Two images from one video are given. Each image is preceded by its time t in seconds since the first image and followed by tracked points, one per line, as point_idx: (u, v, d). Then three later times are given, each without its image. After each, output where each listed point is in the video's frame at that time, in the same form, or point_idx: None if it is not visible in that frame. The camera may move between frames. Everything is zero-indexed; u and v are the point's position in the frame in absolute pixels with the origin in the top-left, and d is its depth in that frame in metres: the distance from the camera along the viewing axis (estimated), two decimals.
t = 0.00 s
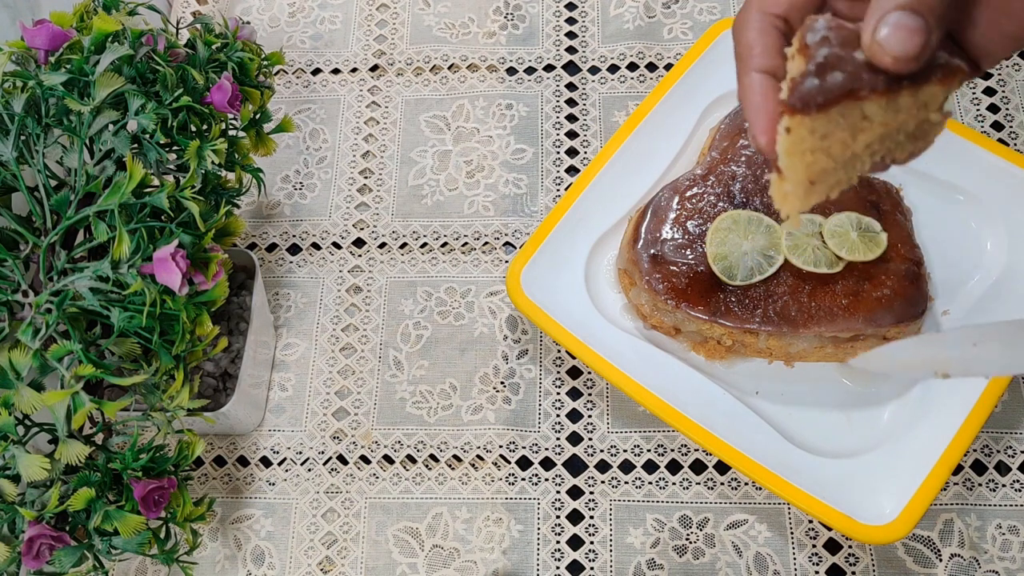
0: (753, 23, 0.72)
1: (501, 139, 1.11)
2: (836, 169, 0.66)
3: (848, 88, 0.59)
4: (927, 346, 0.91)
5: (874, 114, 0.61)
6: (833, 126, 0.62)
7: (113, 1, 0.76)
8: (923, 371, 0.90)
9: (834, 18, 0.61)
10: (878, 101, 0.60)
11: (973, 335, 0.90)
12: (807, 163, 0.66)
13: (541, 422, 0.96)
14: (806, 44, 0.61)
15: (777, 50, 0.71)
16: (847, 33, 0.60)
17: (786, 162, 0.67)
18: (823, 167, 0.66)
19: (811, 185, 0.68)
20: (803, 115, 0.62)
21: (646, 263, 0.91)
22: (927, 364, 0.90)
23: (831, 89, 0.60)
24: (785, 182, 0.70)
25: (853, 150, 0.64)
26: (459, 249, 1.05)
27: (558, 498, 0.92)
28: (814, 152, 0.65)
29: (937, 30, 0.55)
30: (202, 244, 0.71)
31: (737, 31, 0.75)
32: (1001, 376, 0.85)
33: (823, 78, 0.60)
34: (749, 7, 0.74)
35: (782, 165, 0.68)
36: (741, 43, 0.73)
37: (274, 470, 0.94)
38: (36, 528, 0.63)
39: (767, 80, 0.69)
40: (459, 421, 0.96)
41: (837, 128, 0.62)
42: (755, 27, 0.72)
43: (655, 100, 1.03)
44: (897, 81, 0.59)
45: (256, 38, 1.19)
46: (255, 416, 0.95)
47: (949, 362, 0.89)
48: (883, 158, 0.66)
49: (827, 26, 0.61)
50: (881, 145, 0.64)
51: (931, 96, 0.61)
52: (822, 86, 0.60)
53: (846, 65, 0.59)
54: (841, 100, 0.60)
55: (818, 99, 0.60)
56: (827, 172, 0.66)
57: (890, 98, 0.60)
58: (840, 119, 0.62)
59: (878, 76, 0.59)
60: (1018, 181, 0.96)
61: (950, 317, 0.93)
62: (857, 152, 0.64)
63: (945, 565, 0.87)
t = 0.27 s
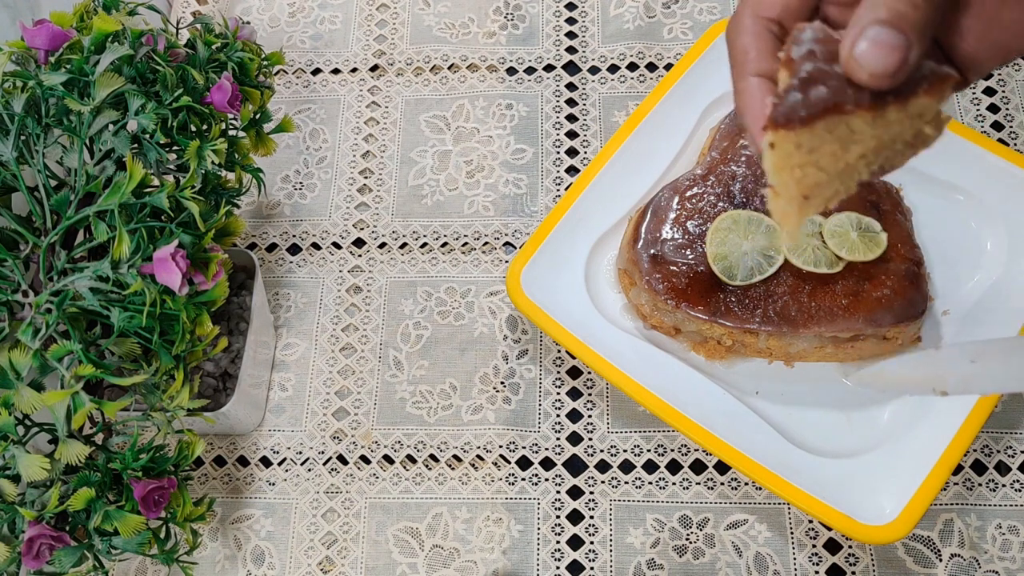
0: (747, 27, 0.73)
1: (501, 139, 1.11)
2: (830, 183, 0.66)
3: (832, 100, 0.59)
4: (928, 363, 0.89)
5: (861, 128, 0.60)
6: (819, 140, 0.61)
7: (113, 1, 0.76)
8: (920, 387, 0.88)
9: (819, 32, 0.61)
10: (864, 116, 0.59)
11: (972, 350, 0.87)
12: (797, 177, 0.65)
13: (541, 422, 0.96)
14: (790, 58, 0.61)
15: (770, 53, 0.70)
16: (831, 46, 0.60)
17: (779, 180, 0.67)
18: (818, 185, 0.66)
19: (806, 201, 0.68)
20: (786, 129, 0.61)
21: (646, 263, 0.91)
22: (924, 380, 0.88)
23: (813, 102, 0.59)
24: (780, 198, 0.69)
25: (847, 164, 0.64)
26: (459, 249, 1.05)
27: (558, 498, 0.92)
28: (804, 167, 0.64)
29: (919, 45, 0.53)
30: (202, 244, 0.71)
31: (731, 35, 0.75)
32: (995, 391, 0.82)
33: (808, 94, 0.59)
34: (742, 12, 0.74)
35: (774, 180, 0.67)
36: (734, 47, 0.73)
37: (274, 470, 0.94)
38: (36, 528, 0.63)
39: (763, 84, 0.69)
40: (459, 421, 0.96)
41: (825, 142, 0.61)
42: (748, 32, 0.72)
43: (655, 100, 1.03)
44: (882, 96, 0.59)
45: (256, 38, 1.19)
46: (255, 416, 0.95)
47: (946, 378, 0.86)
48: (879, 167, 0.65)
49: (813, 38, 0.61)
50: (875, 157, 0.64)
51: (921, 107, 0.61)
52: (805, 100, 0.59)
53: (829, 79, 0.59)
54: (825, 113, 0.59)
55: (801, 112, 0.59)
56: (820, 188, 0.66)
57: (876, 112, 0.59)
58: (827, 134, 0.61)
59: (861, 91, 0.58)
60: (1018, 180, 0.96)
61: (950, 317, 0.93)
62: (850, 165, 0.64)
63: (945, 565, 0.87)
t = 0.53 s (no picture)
0: (741, 18, 0.72)
1: (501, 139, 1.11)
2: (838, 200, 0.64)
3: (824, 115, 0.58)
4: (935, 370, 0.87)
5: (857, 134, 0.59)
6: (817, 156, 0.61)
7: (113, 0, 0.76)
8: (927, 397, 0.86)
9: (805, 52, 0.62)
10: (859, 123, 0.59)
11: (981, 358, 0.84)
12: (805, 200, 0.64)
13: (541, 422, 0.96)
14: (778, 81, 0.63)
15: (762, 50, 0.69)
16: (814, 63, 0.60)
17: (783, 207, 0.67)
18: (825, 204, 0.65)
19: (818, 222, 0.66)
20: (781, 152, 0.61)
21: (646, 263, 0.91)
22: (930, 391, 0.86)
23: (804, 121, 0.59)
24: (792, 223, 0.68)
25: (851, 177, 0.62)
26: (459, 249, 1.05)
27: (558, 498, 0.92)
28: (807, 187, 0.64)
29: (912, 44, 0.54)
30: (202, 244, 0.71)
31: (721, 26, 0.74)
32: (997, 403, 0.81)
33: (797, 112, 0.59)
34: (736, 4, 0.74)
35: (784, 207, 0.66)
36: (727, 37, 0.72)
37: (274, 470, 0.94)
38: (36, 528, 0.63)
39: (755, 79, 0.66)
40: (459, 421, 0.96)
41: (824, 156, 0.61)
42: (743, 23, 0.71)
43: (655, 100, 1.03)
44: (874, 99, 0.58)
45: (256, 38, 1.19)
46: (255, 416, 0.95)
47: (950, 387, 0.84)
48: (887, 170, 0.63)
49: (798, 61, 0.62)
50: (880, 159, 0.62)
51: (914, 104, 0.60)
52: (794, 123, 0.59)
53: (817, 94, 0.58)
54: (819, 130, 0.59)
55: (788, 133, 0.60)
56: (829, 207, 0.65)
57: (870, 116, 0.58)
58: (823, 148, 0.60)
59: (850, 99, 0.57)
60: (1018, 180, 0.96)
61: (950, 318, 0.93)
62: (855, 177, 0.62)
63: (945, 565, 0.87)
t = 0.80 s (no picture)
0: (756, 35, 0.69)
1: (500, 139, 1.11)
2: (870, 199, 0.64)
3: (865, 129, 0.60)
4: (948, 377, 0.87)
5: (898, 143, 0.61)
6: (859, 163, 0.62)
7: (113, 1, 0.76)
8: (938, 402, 0.86)
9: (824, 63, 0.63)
10: (897, 133, 0.61)
11: (993, 365, 0.86)
12: (852, 206, 0.64)
13: (541, 422, 0.96)
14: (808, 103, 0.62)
15: (786, 61, 0.67)
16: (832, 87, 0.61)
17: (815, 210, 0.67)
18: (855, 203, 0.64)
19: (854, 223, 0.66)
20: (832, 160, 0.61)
21: (646, 263, 0.91)
22: (941, 396, 0.86)
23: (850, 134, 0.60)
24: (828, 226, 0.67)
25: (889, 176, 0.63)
26: (459, 249, 1.05)
27: (558, 498, 0.92)
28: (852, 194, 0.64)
29: (894, 77, 0.56)
30: (202, 244, 0.71)
31: (735, 51, 0.72)
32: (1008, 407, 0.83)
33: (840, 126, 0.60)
34: (744, 25, 0.71)
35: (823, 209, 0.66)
36: (746, 58, 0.69)
37: (274, 470, 0.94)
38: (36, 528, 0.63)
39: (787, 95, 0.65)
40: (459, 421, 0.96)
41: (866, 165, 0.62)
42: (759, 40, 0.69)
43: (655, 100, 1.03)
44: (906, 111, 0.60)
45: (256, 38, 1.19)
46: (255, 416, 0.95)
47: (963, 393, 0.84)
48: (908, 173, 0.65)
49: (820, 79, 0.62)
50: (917, 161, 0.64)
51: (940, 104, 0.62)
52: (840, 128, 0.60)
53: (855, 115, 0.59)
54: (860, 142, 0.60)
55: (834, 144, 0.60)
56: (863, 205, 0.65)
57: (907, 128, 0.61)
58: (869, 159, 0.62)
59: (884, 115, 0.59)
60: (1018, 180, 0.96)
61: (950, 318, 0.93)
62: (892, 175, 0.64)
63: (945, 565, 0.87)
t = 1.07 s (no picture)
0: (740, 34, 0.65)
1: (501, 139, 1.11)
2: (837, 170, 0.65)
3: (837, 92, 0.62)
4: (950, 380, 0.84)
5: (866, 115, 0.64)
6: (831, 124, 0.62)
7: (113, 0, 0.76)
8: (939, 406, 0.83)
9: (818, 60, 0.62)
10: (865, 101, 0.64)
11: (994, 369, 0.83)
12: (816, 162, 0.64)
13: (541, 422, 0.96)
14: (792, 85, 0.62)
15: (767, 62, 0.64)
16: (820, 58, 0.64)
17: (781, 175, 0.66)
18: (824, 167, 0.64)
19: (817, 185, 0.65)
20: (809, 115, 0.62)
21: (646, 263, 0.91)
22: (942, 401, 0.83)
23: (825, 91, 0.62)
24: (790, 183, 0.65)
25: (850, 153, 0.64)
26: (459, 249, 1.05)
27: (558, 498, 0.92)
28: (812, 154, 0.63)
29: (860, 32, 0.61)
30: (202, 244, 0.71)
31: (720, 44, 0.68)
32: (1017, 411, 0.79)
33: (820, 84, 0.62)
34: (734, 19, 0.67)
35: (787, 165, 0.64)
36: (729, 58, 0.66)
37: (274, 470, 0.94)
38: (36, 528, 0.63)
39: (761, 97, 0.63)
40: (459, 421, 0.96)
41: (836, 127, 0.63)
42: (745, 40, 0.65)
43: (655, 100, 1.03)
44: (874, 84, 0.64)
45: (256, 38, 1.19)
46: (255, 416, 0.95)
47: (965, 396, 0.82)
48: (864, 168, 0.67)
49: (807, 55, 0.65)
50: (873, 154, 0.66)
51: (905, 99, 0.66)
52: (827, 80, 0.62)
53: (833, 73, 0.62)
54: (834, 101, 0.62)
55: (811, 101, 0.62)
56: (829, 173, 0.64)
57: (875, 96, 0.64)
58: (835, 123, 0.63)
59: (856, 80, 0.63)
60: (1018, 180, 0.96)
61: (950, 318, 0.93)
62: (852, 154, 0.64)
63: (945, 565, 0.87)
